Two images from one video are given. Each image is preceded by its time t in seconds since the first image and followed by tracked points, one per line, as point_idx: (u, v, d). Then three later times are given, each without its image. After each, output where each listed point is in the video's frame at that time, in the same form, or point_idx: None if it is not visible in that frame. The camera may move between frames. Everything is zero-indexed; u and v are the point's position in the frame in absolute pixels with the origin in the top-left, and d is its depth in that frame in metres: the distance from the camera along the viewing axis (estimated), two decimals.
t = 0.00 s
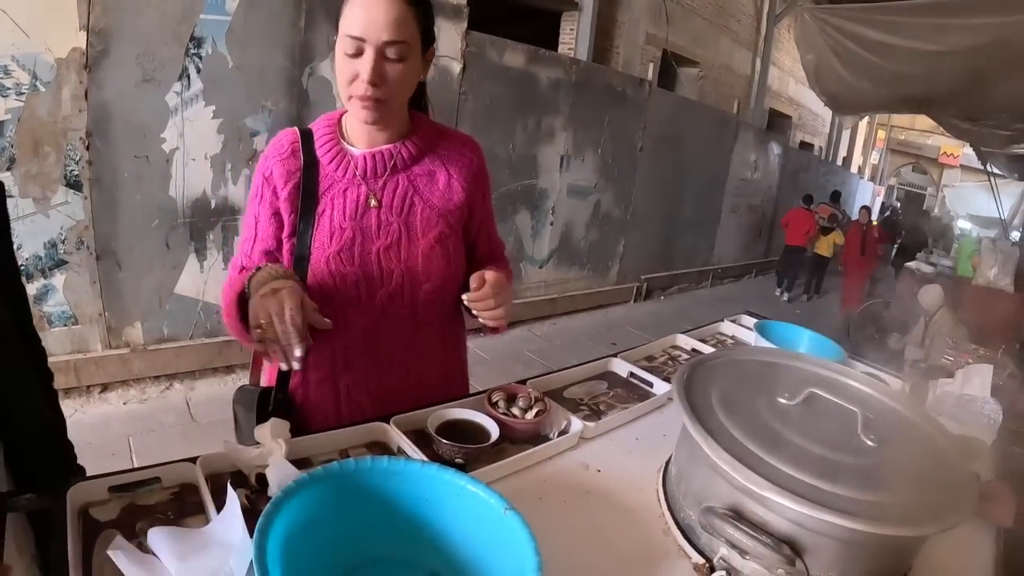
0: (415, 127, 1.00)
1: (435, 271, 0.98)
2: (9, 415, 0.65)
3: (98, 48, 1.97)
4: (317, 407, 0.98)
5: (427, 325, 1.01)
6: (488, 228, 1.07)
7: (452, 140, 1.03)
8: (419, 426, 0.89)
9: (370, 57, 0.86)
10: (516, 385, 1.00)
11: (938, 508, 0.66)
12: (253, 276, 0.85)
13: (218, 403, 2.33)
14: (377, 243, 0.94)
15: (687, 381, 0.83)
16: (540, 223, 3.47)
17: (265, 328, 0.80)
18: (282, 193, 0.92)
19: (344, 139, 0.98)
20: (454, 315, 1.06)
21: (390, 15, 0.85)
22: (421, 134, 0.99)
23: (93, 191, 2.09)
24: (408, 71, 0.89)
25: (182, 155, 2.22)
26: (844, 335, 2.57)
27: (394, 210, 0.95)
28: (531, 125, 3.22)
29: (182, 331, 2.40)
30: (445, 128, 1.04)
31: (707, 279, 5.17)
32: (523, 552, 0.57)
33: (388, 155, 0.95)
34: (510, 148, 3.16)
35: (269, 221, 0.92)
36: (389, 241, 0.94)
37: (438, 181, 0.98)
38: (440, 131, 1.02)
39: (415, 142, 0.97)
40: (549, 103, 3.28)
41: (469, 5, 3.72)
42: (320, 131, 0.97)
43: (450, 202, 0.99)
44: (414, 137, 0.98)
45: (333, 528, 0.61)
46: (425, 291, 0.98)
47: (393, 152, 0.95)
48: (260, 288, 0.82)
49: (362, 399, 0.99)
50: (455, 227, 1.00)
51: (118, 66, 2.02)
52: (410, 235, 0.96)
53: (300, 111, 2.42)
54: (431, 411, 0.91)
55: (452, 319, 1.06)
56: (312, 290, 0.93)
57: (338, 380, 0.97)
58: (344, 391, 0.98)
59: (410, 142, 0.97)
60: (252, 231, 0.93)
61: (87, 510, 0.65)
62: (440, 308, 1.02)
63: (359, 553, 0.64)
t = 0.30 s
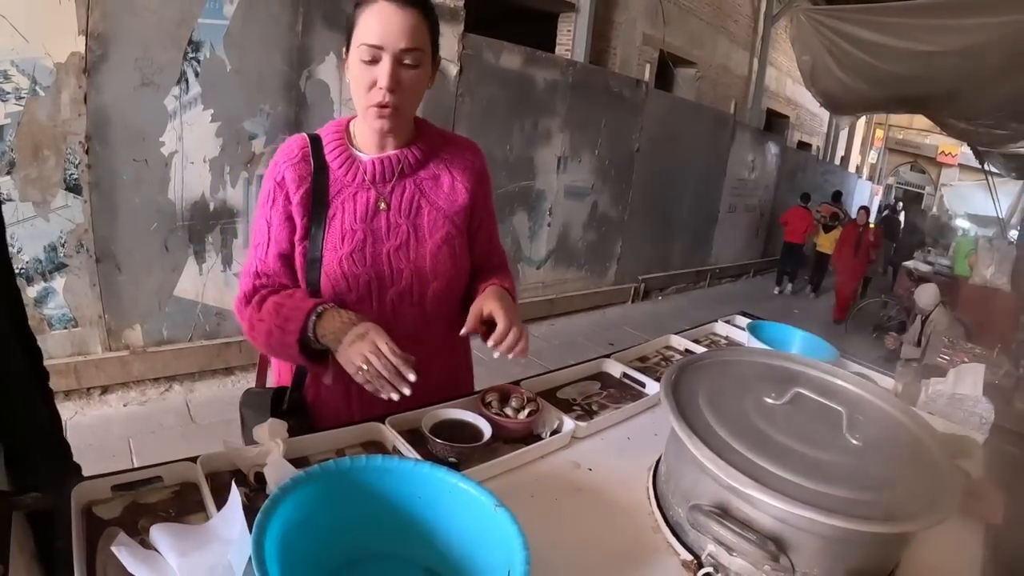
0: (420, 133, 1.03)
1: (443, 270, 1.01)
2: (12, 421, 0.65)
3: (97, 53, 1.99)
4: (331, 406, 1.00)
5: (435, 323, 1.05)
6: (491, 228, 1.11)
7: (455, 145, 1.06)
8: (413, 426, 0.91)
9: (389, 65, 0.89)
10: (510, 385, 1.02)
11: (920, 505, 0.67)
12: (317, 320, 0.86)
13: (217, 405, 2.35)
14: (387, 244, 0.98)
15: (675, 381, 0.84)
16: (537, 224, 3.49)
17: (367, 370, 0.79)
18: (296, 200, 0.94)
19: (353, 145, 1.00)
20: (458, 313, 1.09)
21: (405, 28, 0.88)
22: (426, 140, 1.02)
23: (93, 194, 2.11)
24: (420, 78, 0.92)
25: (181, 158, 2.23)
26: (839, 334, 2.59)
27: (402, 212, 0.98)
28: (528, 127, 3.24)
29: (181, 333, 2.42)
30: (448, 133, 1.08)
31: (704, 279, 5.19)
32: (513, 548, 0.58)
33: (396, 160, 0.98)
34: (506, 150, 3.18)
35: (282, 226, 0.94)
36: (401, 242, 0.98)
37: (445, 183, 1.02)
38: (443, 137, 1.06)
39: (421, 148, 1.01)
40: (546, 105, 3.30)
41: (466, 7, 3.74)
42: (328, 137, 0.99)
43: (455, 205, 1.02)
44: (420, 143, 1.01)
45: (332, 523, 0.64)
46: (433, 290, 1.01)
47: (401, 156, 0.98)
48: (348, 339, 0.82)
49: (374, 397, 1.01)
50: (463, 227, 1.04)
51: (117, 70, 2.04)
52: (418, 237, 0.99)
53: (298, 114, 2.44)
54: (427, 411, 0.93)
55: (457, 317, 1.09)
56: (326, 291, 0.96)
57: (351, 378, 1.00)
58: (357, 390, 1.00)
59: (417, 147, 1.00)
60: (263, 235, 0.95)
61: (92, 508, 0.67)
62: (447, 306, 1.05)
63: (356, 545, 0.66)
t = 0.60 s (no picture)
0: (425, 130, 1.04)
1: (450, 270, 1.02)
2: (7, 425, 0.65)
3: (95, 53, 1.98)
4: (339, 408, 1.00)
5: (443, 323, 1.05)
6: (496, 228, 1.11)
7: (459, 143, 1.06)
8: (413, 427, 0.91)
9: (384, 48, 0.89)
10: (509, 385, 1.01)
11: (922, 506, 0.67)
12: (351, 365, 0.85)
13: (216, 405, 2.34)
14: (395, 246, 0.98)
15: (677, 380, 0.84)
16: (536, 223, 3.49)
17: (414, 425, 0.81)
18: (305, 201, 0.94)
19: (359, 144, 1.00)
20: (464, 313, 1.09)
21: (405, 13, 0.90)
22: (431, 138, 1.03)
23: (91, 194, 2.11)
24: (421, 63, 0.92)
25: (180, 158, 2.23)
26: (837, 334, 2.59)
27: (409, 212, 0.98)
28: (526, 127, 3.24)
29: (180, 333, 2.42)
30: (452, 132, 1.08)
31: (703, 279, 5.20)
32: (516, 547, 0.58)
33: (402, 160, 0.98)
34: (504, 150, 3.18)
35: (292, 229, 0.93)
36: (409, 243, 0.98)
37: (451, 182, 1.02)
38: (448, 135, 1.06)
39: (426, 146, 1.01)
40: (545, 105, 3.30)
41: (464, 7, 3.74)
42: (334, 137, 0.99)
43: (461, 203, 1.02)
44: (425, 142, 1.01)
45: (334, 523, 0.64)
46: (440, 292, 1.02)
47: (406, 156, 0.98)
48: (392, 394, 0.83)
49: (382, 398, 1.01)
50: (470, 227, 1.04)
51: (115, 70, 2.03)
52: (424, 237, 1.00)
53: (296, 114, 2.44)
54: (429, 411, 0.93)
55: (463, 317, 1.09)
56: (335, 292, 0.96)
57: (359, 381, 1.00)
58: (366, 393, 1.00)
59: (422, 146, 1.00)
60: (274, 236, 0.93)
61: (91, 509, 0.66)
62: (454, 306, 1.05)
63: (357, 545, 0.66)
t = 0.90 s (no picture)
0: (415, 126, 1.04)
1: (443, 265, 1.03)
2: None
3: (91, 53, 1.98)
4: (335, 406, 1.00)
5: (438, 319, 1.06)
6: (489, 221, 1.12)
7: (449, 138, 1.07)
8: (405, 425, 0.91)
9: (375, 45, 0.90)
10: (501, 383, 1.02)
11: (907, 503, 0.68)
12: (347, 368, 0.87)
13: (213, 405, 2.35)
14: (388, 244, 0.99)
15: (665, 379, 0.85)
16: (533, 223, 3.49)
17: (403, 434, 0.82)
18: (296, 204, 0.94)
19: (349, 144, 1.00)
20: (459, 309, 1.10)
21: (394, 9, 0.90)
22: (422, 134, 1.03)
23: (88, 194, 2.11)
24: (412, 59, 0.92)
25: (176, 158, 2.23)
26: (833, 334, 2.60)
27: (401, 208, 0.99)
28: (523, 126, 3.24)
29: (177, 333, 2.42)
30: (441, 127, 1.08)
31: (700, 278, 5.20)
32: (502, 544, 0.59)
33: (393, 157, 0.98)
34: (501, 150, 3.18)
35: (283, 231, 0.94)
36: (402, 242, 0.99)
37: (442, 177, 1.03)
38: (438, 131, 1.06)
39: (417, 142, 1.01)
40: (542, 105, 3.31)
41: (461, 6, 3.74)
42: (324, 137, 0.99)
43: (453, 196, 1.03)
44: (416, 137, 1.02)
45: (323, 522, 0.64)
46: (433, 288, 1.03)
47: (397, 152, 0.99)
48: (384, 400, 0.84)
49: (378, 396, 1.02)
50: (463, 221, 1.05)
51: (111, 70, 2.04)
52: (418, 233, 1.01)
53: (293, 114, 2.44)
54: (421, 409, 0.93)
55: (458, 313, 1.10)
56: (329, 293, 0.97)
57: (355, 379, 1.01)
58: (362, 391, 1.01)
59: (412, 142, 1.01)
60: (265, 239, 0.93)
61: (84, 506, 0.67)
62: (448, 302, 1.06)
63: (348, 543, 0.66)
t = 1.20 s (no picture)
0: (415, 123, 1.04)
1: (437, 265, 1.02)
2: None
3: (88, 52, 1.98)
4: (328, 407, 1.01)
5: (432, 319, 1.05)
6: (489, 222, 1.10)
7: (449, 136, 1.06)
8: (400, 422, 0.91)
9: (371, 39, 0.90)
10: (496, 381, 1.02)
11: (902, 502, 0.68)
12: (338, 361, 0.88)
13: (211, 404, 2.35)
14: (380, 242, 0.99)
15: (661, 377, 0.85)
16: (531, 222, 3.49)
17: (394, 418, 0.84)
18: (290, 201, 0.96)
19: (348, 142, 1.02)
20: (455, 310, 1.09)
21: (391, 4, 0.91)
22: (421, 132, 1.03)
23: (85, 194, 2.11)
24: (408, 53, 0.93)
25: (173, 157, 2.23)
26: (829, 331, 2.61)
27: (395, 207, 0.99)
28: (520, 125, 3.25)
29: (174, 332, 2.42)
30: (442, 126, 1.08)
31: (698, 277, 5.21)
32: (497, 543, 0.59)
33: (388, 154, 0.99)
34: (498, 149, 3.18)
35: (277, 227, 0.96)
36: (393, 240, 0.99)
37: (438, 174, 1.02)
38: (439, 129, 1.06)
39: (414, 139, 1.01)
40: (539, 103, 3.31)
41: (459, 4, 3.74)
42: (323, 135, 1.01)
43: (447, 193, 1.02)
44: (414, 134, 1.02)
45: (318, 519, 0.64)
46: (428, 286, 1.03)
47: (393, 150, 0.99)
48: (374, 385, 0.86)
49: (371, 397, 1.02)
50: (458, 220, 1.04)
51: (108, 70, 2.03)
52: (411, 232, 1.00)
53: (290, 113, 2.44)
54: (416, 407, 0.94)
55: (454, 314, 1.09)
56: (321, 290, 0.98)
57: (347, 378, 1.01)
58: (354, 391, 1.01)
59: (409, 140, 1.01)
60: (260, 237, 0.96)
61: (81, 504, 0.67)
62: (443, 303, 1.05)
63: (342, 540, 0.67)
